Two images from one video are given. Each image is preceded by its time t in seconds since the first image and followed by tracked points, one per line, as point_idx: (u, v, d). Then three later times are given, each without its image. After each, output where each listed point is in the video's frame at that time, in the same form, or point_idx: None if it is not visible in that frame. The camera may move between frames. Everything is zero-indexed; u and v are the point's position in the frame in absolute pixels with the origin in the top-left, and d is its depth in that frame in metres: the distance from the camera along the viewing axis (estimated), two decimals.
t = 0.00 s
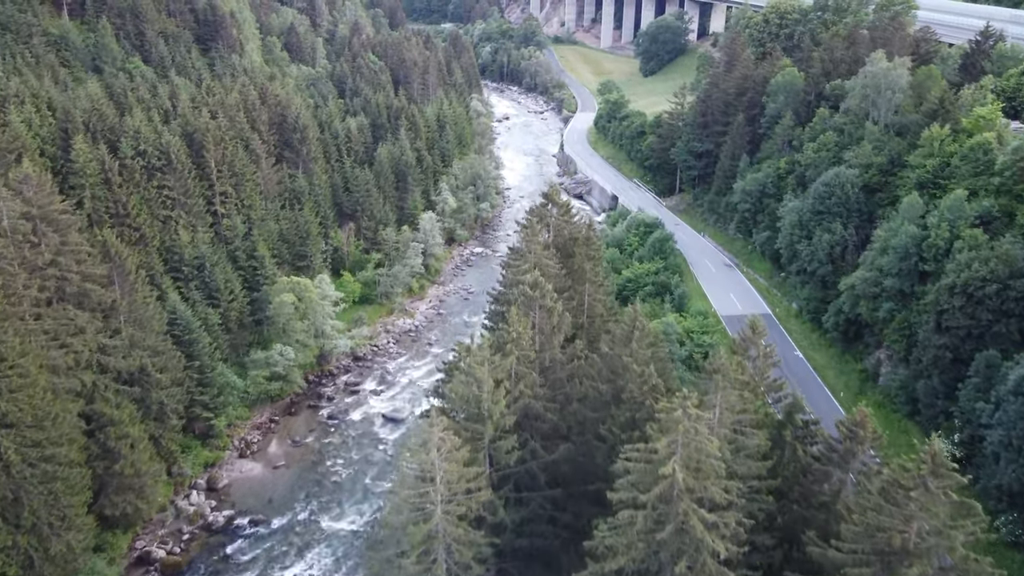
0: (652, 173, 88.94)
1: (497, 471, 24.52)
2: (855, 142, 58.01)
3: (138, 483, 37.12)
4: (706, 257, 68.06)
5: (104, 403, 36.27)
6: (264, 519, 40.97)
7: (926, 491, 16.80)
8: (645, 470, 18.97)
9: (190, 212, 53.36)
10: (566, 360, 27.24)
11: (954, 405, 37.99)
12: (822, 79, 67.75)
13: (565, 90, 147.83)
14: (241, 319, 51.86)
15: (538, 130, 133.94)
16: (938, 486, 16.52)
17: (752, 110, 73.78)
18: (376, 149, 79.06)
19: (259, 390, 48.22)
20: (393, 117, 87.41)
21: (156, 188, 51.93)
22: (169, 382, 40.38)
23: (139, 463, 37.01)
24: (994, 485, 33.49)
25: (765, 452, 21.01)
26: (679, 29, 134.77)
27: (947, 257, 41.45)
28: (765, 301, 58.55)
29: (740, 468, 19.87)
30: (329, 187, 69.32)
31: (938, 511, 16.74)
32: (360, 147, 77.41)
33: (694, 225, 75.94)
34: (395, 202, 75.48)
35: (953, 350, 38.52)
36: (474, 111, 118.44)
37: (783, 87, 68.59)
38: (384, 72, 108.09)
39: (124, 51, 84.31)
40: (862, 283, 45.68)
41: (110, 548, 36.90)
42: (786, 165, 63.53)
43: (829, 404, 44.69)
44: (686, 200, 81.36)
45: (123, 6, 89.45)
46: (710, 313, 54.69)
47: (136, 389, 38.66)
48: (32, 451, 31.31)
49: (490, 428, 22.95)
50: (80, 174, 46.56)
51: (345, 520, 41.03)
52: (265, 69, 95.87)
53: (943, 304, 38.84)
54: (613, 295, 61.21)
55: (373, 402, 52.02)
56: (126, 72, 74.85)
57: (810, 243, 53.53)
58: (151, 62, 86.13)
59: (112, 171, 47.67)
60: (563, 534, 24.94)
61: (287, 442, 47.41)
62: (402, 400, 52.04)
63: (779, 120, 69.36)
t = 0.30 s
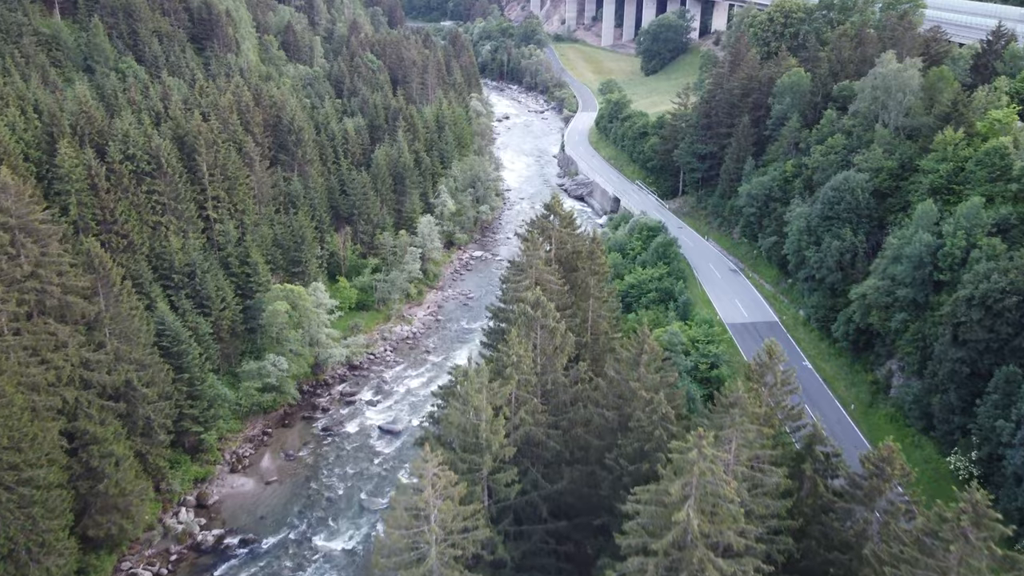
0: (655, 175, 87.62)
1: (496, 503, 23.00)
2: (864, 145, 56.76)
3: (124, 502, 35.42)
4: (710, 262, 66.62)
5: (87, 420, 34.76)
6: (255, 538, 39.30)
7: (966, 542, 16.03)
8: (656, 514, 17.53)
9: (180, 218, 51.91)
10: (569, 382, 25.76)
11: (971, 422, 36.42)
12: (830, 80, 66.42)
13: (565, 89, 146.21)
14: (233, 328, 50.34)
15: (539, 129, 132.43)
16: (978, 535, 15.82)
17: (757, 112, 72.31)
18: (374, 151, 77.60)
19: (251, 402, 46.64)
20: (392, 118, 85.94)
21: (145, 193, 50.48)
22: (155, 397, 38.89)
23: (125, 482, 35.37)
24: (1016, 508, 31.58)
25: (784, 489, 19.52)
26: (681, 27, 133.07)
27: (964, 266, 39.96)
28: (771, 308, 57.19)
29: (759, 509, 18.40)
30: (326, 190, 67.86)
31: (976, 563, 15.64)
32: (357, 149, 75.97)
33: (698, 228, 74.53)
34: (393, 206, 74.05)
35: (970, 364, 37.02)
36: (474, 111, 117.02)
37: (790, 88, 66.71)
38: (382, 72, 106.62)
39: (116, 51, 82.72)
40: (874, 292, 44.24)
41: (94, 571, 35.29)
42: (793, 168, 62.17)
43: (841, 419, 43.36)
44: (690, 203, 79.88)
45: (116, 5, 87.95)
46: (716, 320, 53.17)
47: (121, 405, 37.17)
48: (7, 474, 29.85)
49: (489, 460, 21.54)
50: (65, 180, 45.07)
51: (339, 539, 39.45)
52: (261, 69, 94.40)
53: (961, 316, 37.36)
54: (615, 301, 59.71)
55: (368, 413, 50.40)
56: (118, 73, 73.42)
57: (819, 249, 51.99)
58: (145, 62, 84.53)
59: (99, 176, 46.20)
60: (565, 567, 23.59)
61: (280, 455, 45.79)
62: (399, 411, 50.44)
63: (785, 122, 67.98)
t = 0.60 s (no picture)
0: (658, 171, 86.04)
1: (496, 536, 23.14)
2: (874, 143, 55.28)
3: (109, 518, 33.97)
4: (714, 263, 65.16)
5: (69, 434, 33.37)
6: (245, 553, 37.77)
7: None
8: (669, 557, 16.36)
9: (169, 219, 50.38)
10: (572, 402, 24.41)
11: (990, 435, 34.87)
12: (838, 75, 64.86)
13: (566, 83, 144.28)
14: (224, 333, 48.90)
15: (539, 124, 130.64)
16: None
17: (763, 108, 70.74)
18: (371, 148, 76.03)
19: (243, 410, 45.17)
20: (389, 113, 84.30)
21: (134, 194, 48.96)
22: (141, 408, 37.51)
23: (110, 497, 33.99)
24: None
25: (805, 526, 18.13)
26: (683, 20, 130.66)
27: (981, 272, 38.46)
28: (778, 311, 55.76)
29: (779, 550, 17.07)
30: (321, 189, 66.36)
31: None
32: (354, 146, 74.40)
33: (702, 227, 73.07)
34: (392, 204, 72.62)
35: (990, 374, 35.44)
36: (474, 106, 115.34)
37: (796, 84, 65.30)
38: (380, 66, 104.88)
39: (108, 45, 81.02)
40: (887, 297, 42.72)
41: None
42: (801, 166, 60.74)
43: (851, 429, 42.11)
44: (693, 200, 78.34)
45: None
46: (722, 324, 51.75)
47: (105, 417, 35.82)
48: None
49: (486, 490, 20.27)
50: (49, 180, 43.46)
51: (333, 556, 37.91)
52: (256, 63, 92.72)
53: (979, 324, 35.89)
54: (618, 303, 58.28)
55: (364, 420, 48.92)
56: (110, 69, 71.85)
57: (829, 251, 50.46)
58: (137, 56, 82.90)
59: (85, 177, 44.66)
60: None
61: (273, 465, 44.26)
62: (395, 419, 48.97)
63: (792, 118, 66.41)
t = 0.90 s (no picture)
0: (662, 167, 84.42)
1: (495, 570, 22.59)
2: (885, 139, 53.70)
3: (92, 536, 32.36)
4: (719, 262, 63.61)
5: (48, 450, 32.01)
6: (235, 569, 36.36)
7: None
8: None
9: (158, 219, 48.79)
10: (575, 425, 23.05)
11: (1011, 448, 33.38)
12: (847, 69, 63.22)
13: (568, 75, 142.24)
14: (215, 338, 47.48)
15: (539, 117, 128.78)
16: None
17: (770, 102, 69.04)
18: (368, 143, 74.38)
19: (234, 417, 43.71)
20: (387, 107, 82.57)
21: (121, 194, 47.37)
22: (126, 419, 36.16)
23: (93, 513, 32.48)
24: None
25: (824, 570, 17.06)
26: (685, 11, 128.56)
27: (1001, 277, 36.95)
28: (785, 312, 54.28)
29: None
30: (316, 186, 64.77)
31: None
32: (350, 141, 72.77)
33: (706, 224, 71.59)
34: (389, 202, 71.10)
35: (1010, 385, 33.97)
36: (473, 99, 113.54)
37: (804, 78, 62.71)
38: (377, 59, 102.96)
39: (99, 38, 79.25)
40: (900, 301, 41.20)
41: None
42: (809, 163, 59.20)
43: (863, 437, 40.80)
44: (698, 196, 76.74)
45: None
46: (728, 326, 50.29)
47: (88, 429, 34.45)
48: None
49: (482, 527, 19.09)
50: (30, 181, 41.79)
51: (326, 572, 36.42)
52: (252, 56, 90.93)
53: (999, 333, 34.43)
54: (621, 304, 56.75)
55: (360, 427, 47.47)
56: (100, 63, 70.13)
57: (839, 252, 48.92)
58: (129, 50, 81.13)
59: (69, 176, 43.02)
60: None
61: (265, 475, 42.85)
62: (393, 426, 47.51)
63: (800, 114, 64.72)
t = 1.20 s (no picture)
0: (665, 161, 82.72)
1: None
2: (897, 135, 51.98)
3: (74, 554, 31.02)
4: (725, 260, 62.03)
5: (26, 465, 30.54)
6: None
7: None
8: None
9: (146, 219, 47.23)
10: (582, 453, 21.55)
11: None
12: (857, 62, 61.45)
13: (569, 67, 140.17)
14: (205, 341, 46.04)
15: (540, 109, 126.87)
16: None
17: (777, 96, 67.26)
18: (365, 138, 72.68)
19: (224, 424, 42.26)
20: (384, 101, 80.81)
21: (107, 194, 45.78)
22: (110, 430, 34.77)
23: (75, 530, 31.13)
24: None
25: None
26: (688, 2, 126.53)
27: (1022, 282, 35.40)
28: (794, 314, 52.76)
29: None
30: (311, 183, 63.14)
31: None
32: (347, 136, 71.09)
33: (711, 221, 70.00)
34: (386, 198, 69.49)
35: None
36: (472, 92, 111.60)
37: (813, 70, 61.14)
38: (375, 51, 100.97)
39: (89, 30, 77.39)
40: (915, 305, 39.67)
41: None
42: (817, 159, 57.54)
43: (876, 446, 39.30)
44: (702, 192, 75.09)
45: None
46: (735, 329, 48.75)
47: (70, 442, 33.08)
48: None
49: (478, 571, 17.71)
50: (11, 181, 40.19)
51: None
52: (247, 48, 89.05)
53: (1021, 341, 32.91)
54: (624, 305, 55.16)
55: (355, 433, 46.05)
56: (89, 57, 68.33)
57: (850, 252, 47.32)
58: (120, 42, 79.26)
59: (51, 176, 41.41)
60: None
61: (256, 485, 41.46)
62: (389, 432, 46.11)
63: (808, 108, 62.96)
